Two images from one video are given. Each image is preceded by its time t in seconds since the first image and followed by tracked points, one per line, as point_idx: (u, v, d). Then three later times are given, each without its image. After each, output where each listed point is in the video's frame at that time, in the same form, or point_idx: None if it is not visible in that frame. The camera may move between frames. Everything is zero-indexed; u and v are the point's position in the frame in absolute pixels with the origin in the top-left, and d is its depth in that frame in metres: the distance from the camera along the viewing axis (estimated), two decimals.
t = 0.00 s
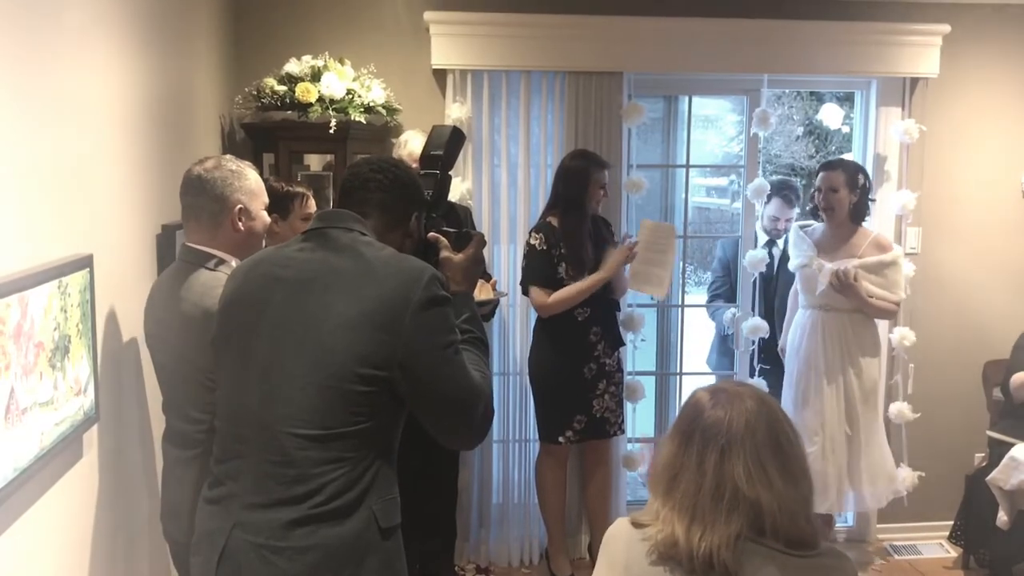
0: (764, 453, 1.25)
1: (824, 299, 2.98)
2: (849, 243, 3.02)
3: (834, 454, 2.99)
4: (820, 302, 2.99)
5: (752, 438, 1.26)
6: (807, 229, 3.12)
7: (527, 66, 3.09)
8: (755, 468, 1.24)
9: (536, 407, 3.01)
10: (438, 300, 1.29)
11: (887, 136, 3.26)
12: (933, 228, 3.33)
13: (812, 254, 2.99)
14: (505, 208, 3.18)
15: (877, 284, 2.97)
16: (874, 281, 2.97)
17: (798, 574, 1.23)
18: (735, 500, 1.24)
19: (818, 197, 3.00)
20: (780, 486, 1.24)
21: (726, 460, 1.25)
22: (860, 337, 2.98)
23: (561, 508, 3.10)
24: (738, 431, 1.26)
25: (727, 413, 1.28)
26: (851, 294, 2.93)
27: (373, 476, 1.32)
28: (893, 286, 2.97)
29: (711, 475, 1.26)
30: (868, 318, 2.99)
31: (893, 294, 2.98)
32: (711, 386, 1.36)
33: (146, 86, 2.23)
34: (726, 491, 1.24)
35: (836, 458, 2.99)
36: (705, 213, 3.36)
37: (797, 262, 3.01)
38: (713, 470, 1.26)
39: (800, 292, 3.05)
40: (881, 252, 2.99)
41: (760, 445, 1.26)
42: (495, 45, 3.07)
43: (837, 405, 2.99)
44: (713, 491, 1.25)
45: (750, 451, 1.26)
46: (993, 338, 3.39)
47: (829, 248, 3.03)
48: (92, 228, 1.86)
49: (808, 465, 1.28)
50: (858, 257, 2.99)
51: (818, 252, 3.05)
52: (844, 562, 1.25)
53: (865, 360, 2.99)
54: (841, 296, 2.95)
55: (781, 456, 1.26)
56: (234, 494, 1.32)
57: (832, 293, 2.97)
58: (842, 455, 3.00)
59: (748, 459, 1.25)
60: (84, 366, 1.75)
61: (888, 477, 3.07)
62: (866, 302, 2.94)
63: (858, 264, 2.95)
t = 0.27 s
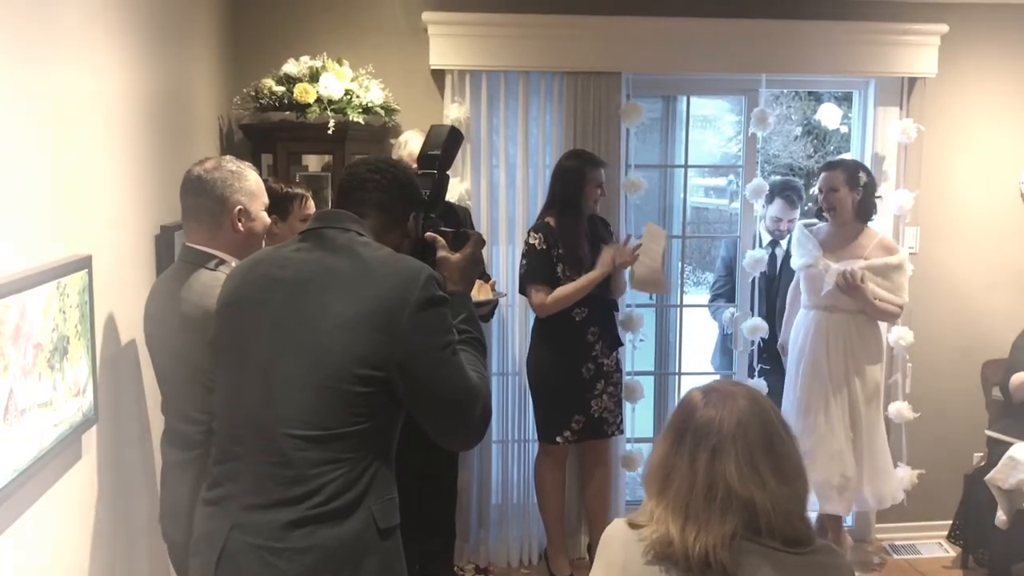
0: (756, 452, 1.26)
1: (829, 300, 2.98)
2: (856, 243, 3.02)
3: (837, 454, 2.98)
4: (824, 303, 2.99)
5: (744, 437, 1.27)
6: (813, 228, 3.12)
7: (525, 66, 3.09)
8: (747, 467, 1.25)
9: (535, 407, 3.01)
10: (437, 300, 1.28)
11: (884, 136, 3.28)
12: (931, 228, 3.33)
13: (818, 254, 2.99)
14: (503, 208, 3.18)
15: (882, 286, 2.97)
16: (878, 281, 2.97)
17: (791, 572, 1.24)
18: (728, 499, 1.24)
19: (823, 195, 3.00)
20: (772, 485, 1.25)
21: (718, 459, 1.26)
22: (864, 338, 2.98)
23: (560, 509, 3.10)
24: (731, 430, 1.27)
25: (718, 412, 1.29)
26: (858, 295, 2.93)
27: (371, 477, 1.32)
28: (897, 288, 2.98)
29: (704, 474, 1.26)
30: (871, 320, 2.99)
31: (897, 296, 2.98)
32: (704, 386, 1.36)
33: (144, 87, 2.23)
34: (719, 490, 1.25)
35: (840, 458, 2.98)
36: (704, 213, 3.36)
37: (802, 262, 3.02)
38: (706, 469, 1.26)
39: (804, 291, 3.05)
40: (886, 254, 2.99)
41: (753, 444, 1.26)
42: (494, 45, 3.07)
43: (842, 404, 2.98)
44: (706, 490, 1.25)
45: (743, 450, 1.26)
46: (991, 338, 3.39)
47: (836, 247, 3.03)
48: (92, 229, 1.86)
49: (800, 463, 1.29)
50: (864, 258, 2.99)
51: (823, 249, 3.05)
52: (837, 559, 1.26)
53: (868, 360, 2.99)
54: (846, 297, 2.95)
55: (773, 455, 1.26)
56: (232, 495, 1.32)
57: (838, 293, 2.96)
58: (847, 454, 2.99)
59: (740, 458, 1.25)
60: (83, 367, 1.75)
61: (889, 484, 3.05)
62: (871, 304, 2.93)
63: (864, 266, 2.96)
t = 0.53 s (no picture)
0: (753, 452, 1.26)
1: (834, 301, 2.98)
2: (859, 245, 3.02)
3: (840, 454, 2.99)
4: (828, 304, 2.99)
5: (740, 437, 1.27)
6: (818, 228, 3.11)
7: (524, 67, 3.09)
8: (743, 468, 1.25)
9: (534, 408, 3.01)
10: (434, 301, 1.28)
11: (883, 135, 3.28)
12: (930, 228, 3.33)
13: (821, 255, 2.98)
14: (502, 208, 3.18)
15: (886, 288, 2.98)
16: (882, 283, 2.98)
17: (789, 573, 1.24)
18: (723, 500, 1.25)
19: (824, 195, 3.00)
20: (768, 486, 1.25)
21: (714, 459, 1.26)
22: (868, 339, 2.98)
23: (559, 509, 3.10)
24: (728, 430, 1.27)
25: (715, 412, 1.29)
26: (863, 297, 2.92)
27: (369, 478, 1.31)
28: (901, 290, 2.99)
29: (700, 474, 1.26)
30: (875, 322, 2.99)
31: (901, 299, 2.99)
32: (702, 386, 1.36)
33: (143, 87, 2.23)
34: (714, 490, 1.25)
35: (841, 458, 2.98)
36: (703, 213, 3.36)
37: (805, 263, 3.02)
38: (702, 470, 1.26)
39: (807, 292, 3.05)
40: (890, 256, 2.99)
41: (749, 445, 1.26)
42: (492, 45, 3.07)
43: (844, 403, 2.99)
44: (702, 490, 1.26)
45: (739, 450, 1.26)
46: (991, 338, 3.39)
47: (840, 248, 3.03)
48: (90, 231, 1.86)
49: (798, 464, 1.29)
50: (868, 260, 2.99)
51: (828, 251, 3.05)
52: (834, 560, 1.25)
53: (872, 361, 2.99)
54: (851, 298, 2.95)
55: (770, 456, 1.26)
56: (230, 497, 1.32)
57: (843, 294, 2.96)
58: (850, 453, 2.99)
59: (737, 458, 1.26)
60: (82, 367, 1.75)
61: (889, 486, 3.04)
62: (876, 306, 2.93)
63: (869, 268, 2.95)
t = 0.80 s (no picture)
0: (748, 450, 1.26)
1: (840, 303, 2.97)
2: (864, 246, 3.01)
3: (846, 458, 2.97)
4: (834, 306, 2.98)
5: (736, 436, 1.27)
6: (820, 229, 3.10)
7: (521, 67, 3.09)
8: (738, 466, 1.26)
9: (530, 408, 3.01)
10: (429, 302, 1.28)
11: (878, 135, 3.27)
12: (926, 227, 3.33)
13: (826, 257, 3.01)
14: (500, 209, 3.18)
15: (891, 290, 3.00)
16: (887, 285, 3.00)
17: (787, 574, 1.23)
18: (718, 498, 1.25)
19: (825, 196, 3.01)
20: (763, 484, 1.25)
21: (709, 457, 1.27)
22: (873, 341, 2.99)
23: (557, 509, 3.10)
24: (723, 429, 1.28)
25: (712, 410, 1.29)
26: (869, 297, 2.95)
27: (366, 479, 1.31)
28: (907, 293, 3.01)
29: (694, 472, 1.27)
30: (879, 323, 3.01)
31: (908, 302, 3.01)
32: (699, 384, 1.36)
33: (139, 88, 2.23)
34: (709, 488, 1.26)
35: (845, 462, 2.97)
36: (700, 213, 3.37)
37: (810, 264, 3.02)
38: (696, 468, 1.27)
39: (811, 295, 3.04)
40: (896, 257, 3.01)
41: (744, 443, 1.27)
42: (489, 46, 3.07)
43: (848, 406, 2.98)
44: (697, 488, 1.27)
45: (733, 449, 1.27)
46: (988, 337, 3.39)
47: (846, 250, 3.01)
48: (86, 232, 1.85)
49: (793, 462, 1.29)
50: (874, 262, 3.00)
51: (833, 253, 3.04)
52: (830, 560, 1.25)
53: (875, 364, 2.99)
54: (857, 301, 2.97)
55: (764, 454, 1.27)
56: (225, 500, 1.32)
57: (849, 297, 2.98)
58: (855, 457, 2.98)
59: (731, 457, 1.26)
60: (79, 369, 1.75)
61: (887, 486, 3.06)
62: (881, 307, 2.97)
63: (873, 269, 2.97)
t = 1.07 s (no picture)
0: (739, 453, 1.27)
1: (842, 303, 2.98)
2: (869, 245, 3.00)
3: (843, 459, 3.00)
4: (837, 306, 2.99)
5: (727, 438, 1.28)
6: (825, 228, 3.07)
7: (517, 69, 3.09)
8: (729, 469, 1.26)
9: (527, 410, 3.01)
10: (423, 303, 1.28)
11: (873, 135, 3.30)
12: (922, 227, 3.34)
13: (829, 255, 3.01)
14: (496, 211, 3.18)
15: (897, 288, 2.99)
16: (893, 283, 2.98)
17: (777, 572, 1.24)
18: (710, 500, 1.26)
19: (824, 195, 3.02)
20: (755, 486, 1.25)
21: (701, 460, 1.27)
22: (878, 341, 2.98)
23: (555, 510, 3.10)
24: (714, 431, 1.28)
25: (703, 412, 1.30)
26: (872, 297, 2.94)
27: (361, 481, 1.31)
28: (916, 288, 2.99)
29: (686, 475, 1.28)
30: (885, 321, 3.00)
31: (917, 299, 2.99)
32: (691, 386, 1.37)
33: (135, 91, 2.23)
34: (700, 491, 1.26)
35: (841, 463, 2.99)
36: (697, 214, 3.37)
37: (814, 264, 3.02)
38: (688, 470, 1.28)
39: (816, 293, 3.04)
40: (901, 254, 3.00)
41: (735, 446, 1.27)
42: (485, 47, 3.07)
43: (850, 409, 2.98)
44: (688, 491, 1.27)
45: (724, 451, 1.27)
46: (984, 336, 3.40)
47: (850, 250, 3.02)
48: (82, 235, 1.85)
49: (785, 464, 1.29)
50: (878, 261, 2.98)
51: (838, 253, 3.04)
52: (823, 560, 1.26)
53: (880, 366, 2.98)
54: (862, 299, 2.96)
55: (755, 456, 1.27)
56: (221, 502, 1.32)
57: (853, 296, 2.97)
58: (852, 459, 3.00)
59: (723, 459, 1.27)
60: (75, 371, 1.74)
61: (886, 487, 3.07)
62: (886, 306, 2.95)
63: (878, 268, 2.96)
